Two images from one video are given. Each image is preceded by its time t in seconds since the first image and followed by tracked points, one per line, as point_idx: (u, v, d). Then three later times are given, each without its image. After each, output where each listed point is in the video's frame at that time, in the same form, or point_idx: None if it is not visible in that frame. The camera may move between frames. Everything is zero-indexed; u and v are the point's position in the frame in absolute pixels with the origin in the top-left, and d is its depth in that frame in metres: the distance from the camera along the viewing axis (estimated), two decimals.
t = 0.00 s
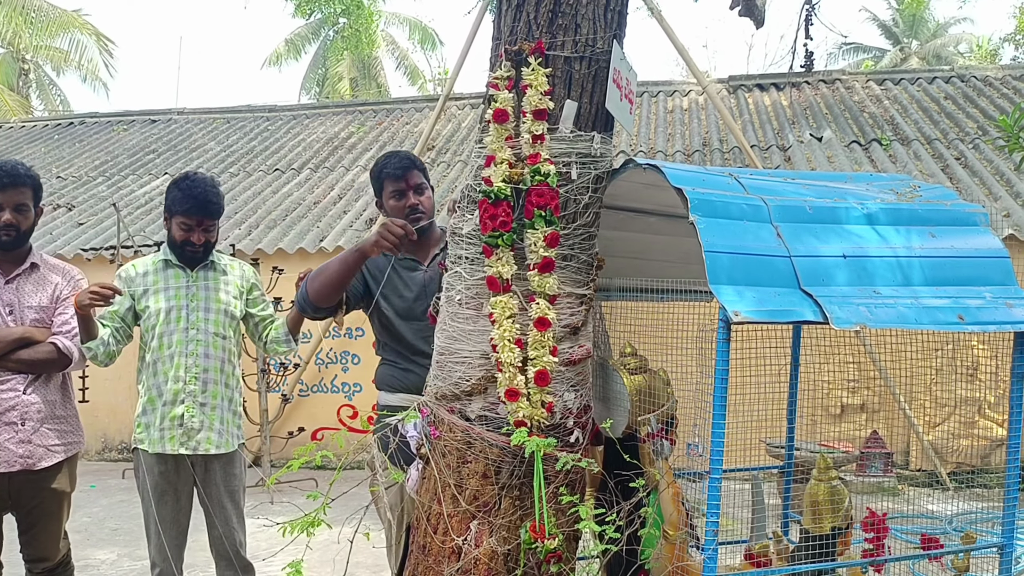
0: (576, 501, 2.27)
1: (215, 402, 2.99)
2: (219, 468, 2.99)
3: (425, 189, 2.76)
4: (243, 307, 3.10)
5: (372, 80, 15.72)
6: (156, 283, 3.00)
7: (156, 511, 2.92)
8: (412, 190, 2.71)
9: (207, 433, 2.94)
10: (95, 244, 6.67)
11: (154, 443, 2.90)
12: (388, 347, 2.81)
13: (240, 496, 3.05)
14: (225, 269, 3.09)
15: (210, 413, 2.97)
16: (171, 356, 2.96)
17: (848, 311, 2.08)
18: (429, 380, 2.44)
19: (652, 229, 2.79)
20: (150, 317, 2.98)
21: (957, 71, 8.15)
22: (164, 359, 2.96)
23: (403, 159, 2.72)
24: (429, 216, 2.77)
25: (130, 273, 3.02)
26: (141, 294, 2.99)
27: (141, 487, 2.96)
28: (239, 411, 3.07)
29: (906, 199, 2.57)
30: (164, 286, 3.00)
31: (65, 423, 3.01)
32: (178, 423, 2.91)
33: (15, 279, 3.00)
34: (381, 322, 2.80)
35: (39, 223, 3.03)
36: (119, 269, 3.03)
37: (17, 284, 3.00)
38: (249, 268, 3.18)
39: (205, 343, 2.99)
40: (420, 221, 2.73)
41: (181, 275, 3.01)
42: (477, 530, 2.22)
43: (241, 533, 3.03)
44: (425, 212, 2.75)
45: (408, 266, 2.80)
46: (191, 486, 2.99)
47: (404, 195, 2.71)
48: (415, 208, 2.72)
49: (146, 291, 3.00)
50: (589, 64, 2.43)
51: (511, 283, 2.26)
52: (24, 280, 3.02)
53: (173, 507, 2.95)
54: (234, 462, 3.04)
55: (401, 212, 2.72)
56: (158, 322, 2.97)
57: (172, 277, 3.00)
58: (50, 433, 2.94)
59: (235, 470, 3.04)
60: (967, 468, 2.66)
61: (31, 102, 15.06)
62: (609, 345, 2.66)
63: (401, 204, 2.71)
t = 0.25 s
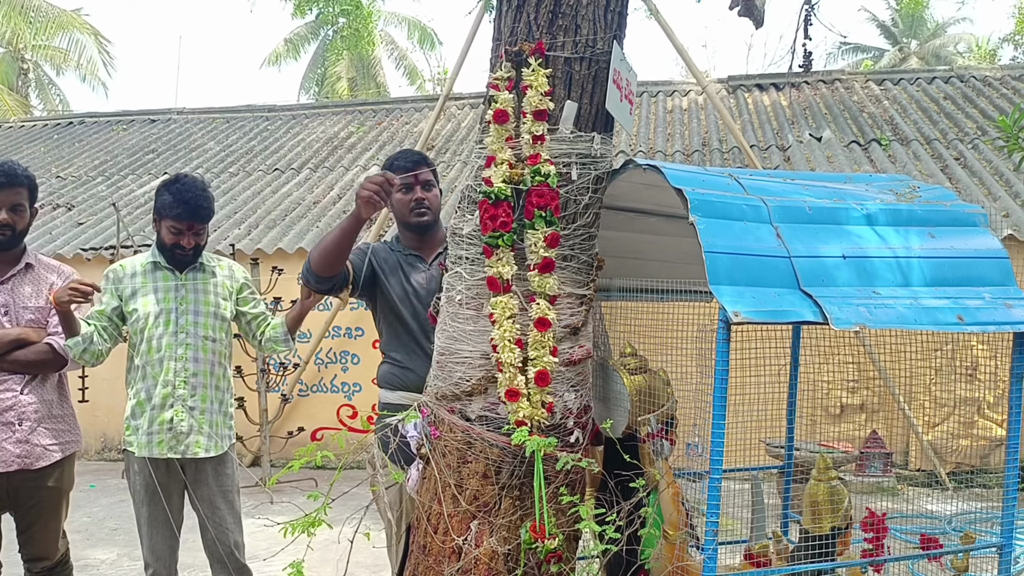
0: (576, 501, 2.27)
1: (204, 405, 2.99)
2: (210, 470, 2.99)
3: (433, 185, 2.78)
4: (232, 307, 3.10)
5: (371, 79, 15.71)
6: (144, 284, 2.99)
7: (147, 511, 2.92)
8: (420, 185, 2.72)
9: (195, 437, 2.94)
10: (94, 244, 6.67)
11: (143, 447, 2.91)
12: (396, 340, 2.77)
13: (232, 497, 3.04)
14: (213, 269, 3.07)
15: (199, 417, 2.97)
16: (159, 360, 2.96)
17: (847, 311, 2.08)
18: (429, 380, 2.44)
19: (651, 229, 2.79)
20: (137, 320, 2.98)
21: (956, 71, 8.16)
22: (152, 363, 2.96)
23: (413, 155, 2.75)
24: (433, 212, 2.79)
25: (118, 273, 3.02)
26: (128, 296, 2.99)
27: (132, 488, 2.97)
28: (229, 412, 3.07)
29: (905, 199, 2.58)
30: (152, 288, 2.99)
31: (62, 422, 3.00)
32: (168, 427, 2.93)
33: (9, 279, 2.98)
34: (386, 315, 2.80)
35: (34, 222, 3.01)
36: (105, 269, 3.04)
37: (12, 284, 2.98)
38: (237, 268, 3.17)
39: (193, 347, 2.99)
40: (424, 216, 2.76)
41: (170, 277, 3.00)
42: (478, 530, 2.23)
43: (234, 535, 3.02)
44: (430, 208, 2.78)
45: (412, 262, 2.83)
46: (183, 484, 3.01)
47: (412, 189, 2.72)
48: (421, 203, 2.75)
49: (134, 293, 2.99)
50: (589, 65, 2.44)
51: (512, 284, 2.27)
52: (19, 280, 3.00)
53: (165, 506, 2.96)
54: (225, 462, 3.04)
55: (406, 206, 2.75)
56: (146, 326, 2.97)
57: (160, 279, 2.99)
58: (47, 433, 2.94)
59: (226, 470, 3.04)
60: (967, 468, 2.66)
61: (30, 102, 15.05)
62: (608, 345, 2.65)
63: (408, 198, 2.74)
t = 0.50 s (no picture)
0: (576, 501, 2.28)
1: (205, 406, 3.01)
2: (209, 470, 3.02)
3: (436, 180, 2.78)
4: (226, 306, 3.14)
5: (370, 79, 15.69)
6: (139, 286, 2.96)
7: (144, 508, 2.90)
8: (423, 179, 2.72)
9: (199, 437, 2.97)
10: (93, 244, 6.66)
11: (145, 451, 2.90)
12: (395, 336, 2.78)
13: (230, 495, 3.04)
14: (209, 270, 3.11)
15: (200, 418, 2.98)
16: (157, 363, 2.95)
17: (847, 312, 2.09)
18: (429, 380, 2.45)
19: (651, 229, 2.79)
20: (133, 322, 2.96)
21: (956, 71, 8.17)
22: (151, 365, 2.95)
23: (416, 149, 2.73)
24: (435, 205, 2.79)
25: (111, 270, 2.98)
26: (121, 296, 2.96)
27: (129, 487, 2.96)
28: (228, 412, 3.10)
29: (905, 199, 2.58)
30: (147, 290, 2.97)
31: (59, 421, 3.00)
32: (171, 429, 2.92)
33: (5, 279, 2.95)
34: (390, 310, 2.80)
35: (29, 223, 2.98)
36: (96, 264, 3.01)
37: (7, 284, 2.95)
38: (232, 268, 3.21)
39: (192, 349, 3.01)
40: (427, 209, 2.75)
41: (164, 279, 2.99)
42: (478, 530, 2.24)
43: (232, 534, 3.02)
44: (433, 201, 2.78)
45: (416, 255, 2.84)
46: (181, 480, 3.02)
47: (415, 183, 2.71)
48: (423, 196, 2.75)
49: (128, 293, 2.96)
50: (589, 65, 2.44)
51: (512, 284, 2.27)
52: (15, 279, 2.97)
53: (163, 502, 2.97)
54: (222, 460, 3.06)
55: (409, 199, 2.74)
56: (141, 329, 2.95)
57: (155, 280, 2.98)
58: (44, 432, 2.93)
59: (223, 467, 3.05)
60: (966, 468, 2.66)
61: (29, 101, 15.04)
62: (607, 344, 2.65)
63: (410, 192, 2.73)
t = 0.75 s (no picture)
0: (576, 500, 2.28)
1: (207, 406, 3.01)
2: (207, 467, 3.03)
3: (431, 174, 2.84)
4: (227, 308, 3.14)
5: (370, 78, 15.70)
6: (144, 284, 2.97)
7: (143, 507, 2.92)
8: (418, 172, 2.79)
9: (200, 437, 2.98)
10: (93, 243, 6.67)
11: (146, 449, 2.90)
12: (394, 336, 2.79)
13: (230, 492, 3.04)
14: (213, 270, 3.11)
15: (202, 418, 2.99)
16: (159, 363, 2.95)
17: (847, 311, 2.09)
18: (429, 379, 2.45)
19: (651, 228, 2.78)
20: (136, 318, 2.96)
21: (955, 71, 8.17)
22: (151, 364, 2.95)
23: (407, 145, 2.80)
24: (433, 198, 2.83)
25: (116, 264, 2.98)
26: (126, 293, 2.96)
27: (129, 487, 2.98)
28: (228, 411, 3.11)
29: (904, 199, 2.59)
30: (152, 288, 2.98)
31: (58, 419, 2.99)
32: (172, 429, 2.93)
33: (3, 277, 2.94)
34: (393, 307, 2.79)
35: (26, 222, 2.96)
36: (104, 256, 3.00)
37: (6, 283, 2.94)
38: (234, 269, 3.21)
39: (195, 349, 3.02)
40: (424, 201, 2.79)
41: (168, 278, 2.99)
42: (477, 529, 2.24)
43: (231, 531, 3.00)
44: (430, 193, 2.82)
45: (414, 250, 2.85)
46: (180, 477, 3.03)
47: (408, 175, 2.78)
48: (420, 189, 2.79)
49: (132, 289, 2.97)
50: (589, 65, 2.44)
51: (512, 283, 2.27)
52: (13, 278, 2.96)
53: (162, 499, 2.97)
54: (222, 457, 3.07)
55: (406, 192, 2.79)
56: (144, 326, 2.96)
57: (160, 278, 2.98)
58: (44, 430, 2.93)
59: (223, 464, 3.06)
60: (965, 467, 2.67)
61: (29, 101, 15.05)
62: (606, 344, 2.65)
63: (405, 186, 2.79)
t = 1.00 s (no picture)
0: (575, 499, 2.28)
1: (208, 407, 3.03)
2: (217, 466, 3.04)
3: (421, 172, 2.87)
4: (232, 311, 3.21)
5: (369, 78, 15.69)
6: (152, 285, 3.00)
7: (151, 503, 2.95)
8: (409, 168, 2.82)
9: (204, 438, 3.02)
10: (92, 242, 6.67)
11: (151, 449, 2.93)
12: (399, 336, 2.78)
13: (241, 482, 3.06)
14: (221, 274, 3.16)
15: (204, 419, 3.02)
16: (161, 364, 2.98)
17: (845, 310, 2.09)
18: (427, 379, 2.45)
19: (650, 228, 2.78)
20: (141, 318, 2.99)
21: (954, 71, 8.17)
22: (152, 365, 2.98)
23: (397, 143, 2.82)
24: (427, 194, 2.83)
25: (124, 260, 3.00)
26: (132, 292, 2.98)
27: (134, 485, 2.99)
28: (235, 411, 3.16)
29: (903, 198, 2.59)
30: (159, 289, 3.01)
31: (58, 418, 2.99)
32: (177, 431, 2.97)
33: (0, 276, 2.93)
34: (392, 305, 2.79)
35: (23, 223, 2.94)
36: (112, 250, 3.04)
37: (4, 282, 2.94)
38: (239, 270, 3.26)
39: (199, 352, 3.05)
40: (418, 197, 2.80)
41: (177, 281, 3.02)
42: (476, 528, 2.24)
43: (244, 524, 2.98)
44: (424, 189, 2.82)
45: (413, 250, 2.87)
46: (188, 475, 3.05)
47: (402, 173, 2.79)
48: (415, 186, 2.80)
49: (138, 289, 2.99)
50: (588, 64, 2.44)
51: (511, 282, 2.27)
52: (12, 276, 2.96)
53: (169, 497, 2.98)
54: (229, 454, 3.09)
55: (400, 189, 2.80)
56: (147, 327, 2.99)
57: (168, 281, 3.01)
58: (44, 429, 2.92)
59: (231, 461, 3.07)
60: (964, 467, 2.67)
61: (28, 99, 15.04)
62: (605, 343, 2.65)
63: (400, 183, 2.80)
